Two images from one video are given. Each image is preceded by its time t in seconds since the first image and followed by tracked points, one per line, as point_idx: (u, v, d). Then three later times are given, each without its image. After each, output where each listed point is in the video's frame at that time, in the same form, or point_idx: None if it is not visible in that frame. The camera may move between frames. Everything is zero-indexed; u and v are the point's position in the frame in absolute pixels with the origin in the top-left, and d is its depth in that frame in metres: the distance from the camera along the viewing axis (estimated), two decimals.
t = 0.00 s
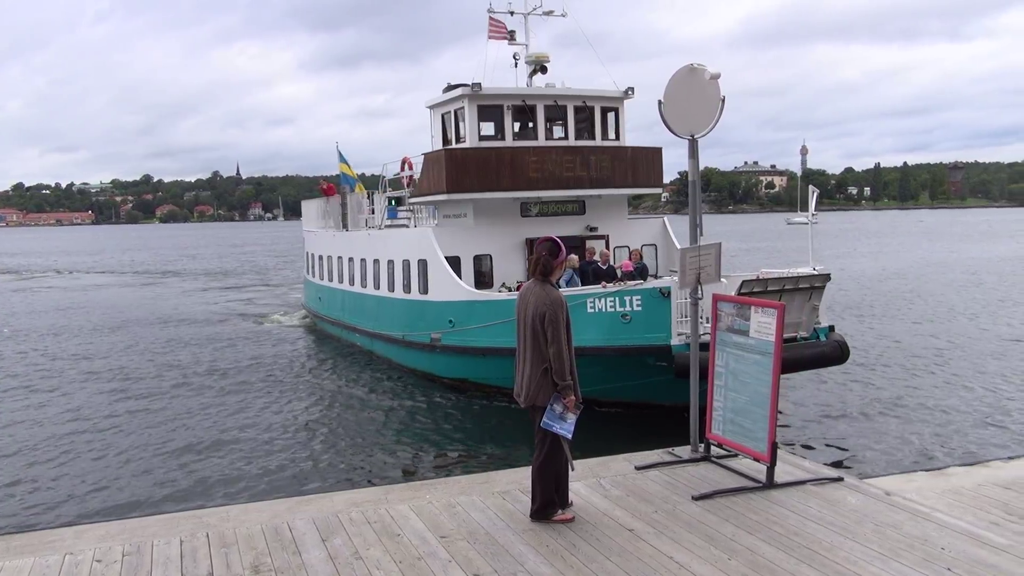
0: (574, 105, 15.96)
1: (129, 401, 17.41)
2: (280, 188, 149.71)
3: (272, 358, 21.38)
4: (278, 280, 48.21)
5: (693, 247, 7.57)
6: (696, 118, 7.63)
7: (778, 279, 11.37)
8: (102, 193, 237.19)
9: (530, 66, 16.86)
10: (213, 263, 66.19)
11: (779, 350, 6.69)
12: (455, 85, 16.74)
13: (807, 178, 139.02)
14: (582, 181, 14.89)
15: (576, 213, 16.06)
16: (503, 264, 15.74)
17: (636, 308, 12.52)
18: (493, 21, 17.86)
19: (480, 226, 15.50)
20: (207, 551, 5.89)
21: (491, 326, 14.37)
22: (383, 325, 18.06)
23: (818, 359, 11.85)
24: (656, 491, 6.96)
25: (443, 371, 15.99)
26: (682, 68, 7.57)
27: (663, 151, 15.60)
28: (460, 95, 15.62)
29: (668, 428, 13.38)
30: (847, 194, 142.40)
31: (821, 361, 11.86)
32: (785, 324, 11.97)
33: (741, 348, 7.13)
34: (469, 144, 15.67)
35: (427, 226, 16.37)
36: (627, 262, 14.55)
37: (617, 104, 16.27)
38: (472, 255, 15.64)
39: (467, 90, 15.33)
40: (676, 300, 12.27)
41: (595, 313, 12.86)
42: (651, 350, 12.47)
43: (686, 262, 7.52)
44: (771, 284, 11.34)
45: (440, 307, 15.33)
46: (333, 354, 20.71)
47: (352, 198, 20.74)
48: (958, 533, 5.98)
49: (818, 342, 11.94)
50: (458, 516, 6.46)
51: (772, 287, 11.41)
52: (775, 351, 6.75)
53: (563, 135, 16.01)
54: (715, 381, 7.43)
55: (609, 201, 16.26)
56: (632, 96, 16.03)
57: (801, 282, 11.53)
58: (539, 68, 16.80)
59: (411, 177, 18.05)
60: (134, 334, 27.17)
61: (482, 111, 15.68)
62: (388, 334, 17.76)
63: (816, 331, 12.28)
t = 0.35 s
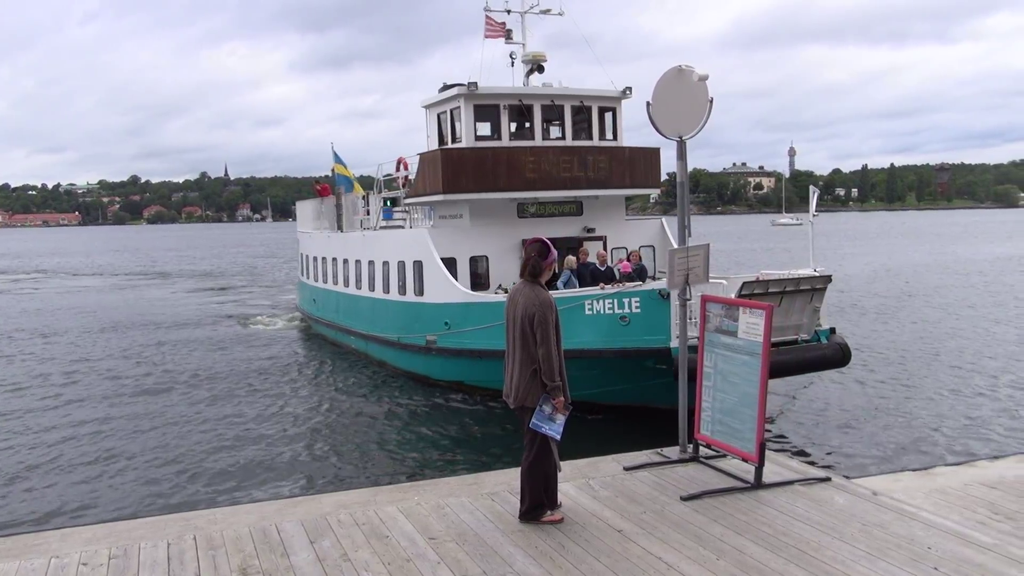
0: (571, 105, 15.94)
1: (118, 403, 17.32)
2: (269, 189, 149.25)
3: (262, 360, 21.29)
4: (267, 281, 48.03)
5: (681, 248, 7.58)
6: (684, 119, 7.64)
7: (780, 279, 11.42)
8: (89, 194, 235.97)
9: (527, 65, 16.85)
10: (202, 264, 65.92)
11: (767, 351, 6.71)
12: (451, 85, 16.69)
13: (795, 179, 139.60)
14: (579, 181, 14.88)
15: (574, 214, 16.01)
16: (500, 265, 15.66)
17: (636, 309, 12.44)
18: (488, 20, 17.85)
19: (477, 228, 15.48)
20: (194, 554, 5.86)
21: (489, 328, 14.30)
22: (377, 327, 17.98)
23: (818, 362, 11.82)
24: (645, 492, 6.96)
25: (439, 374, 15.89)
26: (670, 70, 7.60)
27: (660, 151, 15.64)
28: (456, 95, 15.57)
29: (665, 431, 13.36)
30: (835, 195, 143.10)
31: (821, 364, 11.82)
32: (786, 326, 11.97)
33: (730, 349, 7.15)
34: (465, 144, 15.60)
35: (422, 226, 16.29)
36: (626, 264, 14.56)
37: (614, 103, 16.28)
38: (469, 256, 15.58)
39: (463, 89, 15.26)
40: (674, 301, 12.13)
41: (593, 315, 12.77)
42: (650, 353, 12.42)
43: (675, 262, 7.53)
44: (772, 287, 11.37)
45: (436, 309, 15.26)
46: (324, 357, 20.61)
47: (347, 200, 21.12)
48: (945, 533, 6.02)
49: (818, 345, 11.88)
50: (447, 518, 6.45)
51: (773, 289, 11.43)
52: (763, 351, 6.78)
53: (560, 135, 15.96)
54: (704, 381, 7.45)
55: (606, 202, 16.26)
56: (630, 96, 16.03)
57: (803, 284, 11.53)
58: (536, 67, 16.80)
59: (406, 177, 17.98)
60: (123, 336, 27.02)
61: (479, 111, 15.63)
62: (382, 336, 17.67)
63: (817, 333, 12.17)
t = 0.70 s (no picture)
0: (568, 104, 15.91)
1: (107, 404, 17.24)
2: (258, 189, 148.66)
3: (251, 361, 21.21)
4: (257, 281, 47.85)
5: (670, 249, 7.60)
6: (673, 121, 7.66)
7: (782, 282, 11.36)
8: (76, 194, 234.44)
9: (524, 64, 16.85)
10: (191, 264, 65.65)
11: (756, 352, 6.74)
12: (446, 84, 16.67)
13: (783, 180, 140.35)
14: (577, 181, 14.86)
15: (571, 215, 15.87)
16: (496, 266, 15.60)
17: (633, 311, 12.47)
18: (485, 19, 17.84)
19: (473, 229, 15.40)
20: (180, 556, 5.83)
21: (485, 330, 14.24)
22: (371, 328, 17.91)
23: (820, 364, 11.82)
24: (633, 492, 6.98)
25: (435, 376, 15.83)
26: (658, 72, 7.63)
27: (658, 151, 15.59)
28: (452, 94, 15.53)
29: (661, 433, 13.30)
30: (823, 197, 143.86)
31: (823, 366, 11.81)
32: (786, 328, 11.93)
33: (719, 350, 7.17)
34: (461, 144, 15.58)
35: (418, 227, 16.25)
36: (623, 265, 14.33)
37: (612, 103, 16.29)
38: (465, 257, 15.53)
39: (459, 88, 15.21)
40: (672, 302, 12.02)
41: (591, 317, 12.73)
42: (650, 355, 12.40)
43: (663, 263, 7.55)
44: (772, 288, 11.32)
45: (432, 310, 15.19)
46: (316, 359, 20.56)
47: (342, 200, 20.80)
48: (931, 532, 6.06)
49: (821, 347, 11.91)
50: (435, 519, 6.44)
51: (774, 291, 11.39)
52: (751, 352, 6.81)
53: (557, 135, 15.91)
54: (692, 382, 7.46)
55: (604, 203, 16.21)
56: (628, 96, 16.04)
57: (805, 285, 11.51)
58: (533, 67, 16.80)
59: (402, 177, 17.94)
60: (113, 336, 26.89)
61: (475, 110, 15.59)
62: (377, 339, 17.59)
63: (818, 336, 12.15)
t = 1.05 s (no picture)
0: (565, 104, 15.88)
1: (95, 405, 17.16)
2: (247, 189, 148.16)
3: (241, 362, 21.15)
4: (248, 282, 47.71)
5: (658, 249, 7.61)
6: (661, 122, 7.68)
7: (781, 283, 11.02)
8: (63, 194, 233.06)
9: (520, 63, 16.84)
10: (180, 265, 65.45)
11: (743, 353, 6.76)
12: (441, 84, 16.64)
13: (772, 182, 140.91)
14: (573, 181, 14.84)
15: (567, 216, 15.85)
16: (492, 266, 15.60)
17: (632, 313, 12.29)
18: (481, 18, 17.82)
19: (469, 229, 15.35)
20: (166, 557, 5.80)
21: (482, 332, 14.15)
22: (365, 330, 17.83)
23: (821, 367, 11.48)
24: (621, 493, 6.99)
25: (431, 379, 15.74)
26: (647, 73, 7.65)
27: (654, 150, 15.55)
28: (448, 93, 15.49)
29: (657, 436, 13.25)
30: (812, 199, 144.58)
31: (824, 369, 11.47)
32: (786, 330, 11.60)
33: (707, 350, 7.19)
34: (457, 143, 15.54)
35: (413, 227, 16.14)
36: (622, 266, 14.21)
37: (609, 103, 16.27)
38: (460, 258, 15.49)
39: (454, 88, 15.17)
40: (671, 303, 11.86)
41: (589, 318, 12.62)
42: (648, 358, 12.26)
43: (652, 264, 7.56)
44: (772, 289, 11.03)
45: (428, 312, 15.11)
46: (306, 361, 20.51)
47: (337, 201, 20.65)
48: (917, 533, 6.09)
49: (821, 350, 11.59)
50: (423, 519, 6.44)
51: (774, 291, 11.08)
52: (739, 352, 6.83)
53: (554, 135, 15.88)
54: (680, 382, 7.48)
55: (601, 203, 16.15)
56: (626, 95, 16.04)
57: (805, 286, 11.21)
58: (528, 66, 16.80)
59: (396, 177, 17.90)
60: (102, 337, 26.78)
61: (470, 109, 15.56)
62: (371, 340, 17.48)
63: (819, 337, 11.86)
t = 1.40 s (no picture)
0: (562, 103, 15.86)
1: (85, 406, 17.07)
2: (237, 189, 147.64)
3: (232, 363, 21.08)
4: (239, 282, 47.54)
5: (647, 250, 7.62)
6: (648, 123, 7.71)
7: (781, 284, 10.96)
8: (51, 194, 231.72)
9: (516, 62, 16.84)
10: (171, 265, 65.23)
11: (732, 353, 6.78)
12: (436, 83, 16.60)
13: (762, 182, 141.40)
14: (570, 181, 14.79)
15: (565, 216, 15.75)
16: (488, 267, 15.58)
17: (630, 315, 12.22)
18: (477, 16, 17.80)
19: (464, 229, 15.33)
20: (154, 559, 5.77)
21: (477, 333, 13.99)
22: (360, 332, 17.67)
23: (822, 368, 11.44)
24: (609, 492, 7.00)
25: (426, 382, 15.55)
26: (635, 74, 7.66)
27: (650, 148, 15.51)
28: (443, 92, 15.45)
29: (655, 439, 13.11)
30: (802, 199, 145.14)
31: (826, 371, 11.43)
32: (787, 331, 11.53)
33: (696, 350, 7.20)
34: (453, 143, 15.50)
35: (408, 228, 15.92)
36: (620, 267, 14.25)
37: (607, 102, 16.18)
38: (456, 259, 15.46)
39: (450, 87, 15.16)
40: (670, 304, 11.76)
41: (587, 319, 12.56)
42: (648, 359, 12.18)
43: (641, 265, 7.57)
44: (773, 290, 10.95)
45: (423, 313, 14.89)
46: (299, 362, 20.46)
47: (332, 202, 20.64)
48: (904, 531, 6.12)
49: (823, 351, 11.54)
50: (412, 520, 6.43)
51: (774, 292, 11.00)
52: (727, 353, 6.85)
53: (550, 135, 15.88)
54: (669, 382, 7.50)
55: (598, 203, 16.15)
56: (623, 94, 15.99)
57: (806, 287, 11.17)
58: (524, 65, 16.78)
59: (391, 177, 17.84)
60: (92, 338, 26.64)
61: (466, 109, 15.52)
62: (367, 342, 17.29)
63: (819, 338, 11.86)
